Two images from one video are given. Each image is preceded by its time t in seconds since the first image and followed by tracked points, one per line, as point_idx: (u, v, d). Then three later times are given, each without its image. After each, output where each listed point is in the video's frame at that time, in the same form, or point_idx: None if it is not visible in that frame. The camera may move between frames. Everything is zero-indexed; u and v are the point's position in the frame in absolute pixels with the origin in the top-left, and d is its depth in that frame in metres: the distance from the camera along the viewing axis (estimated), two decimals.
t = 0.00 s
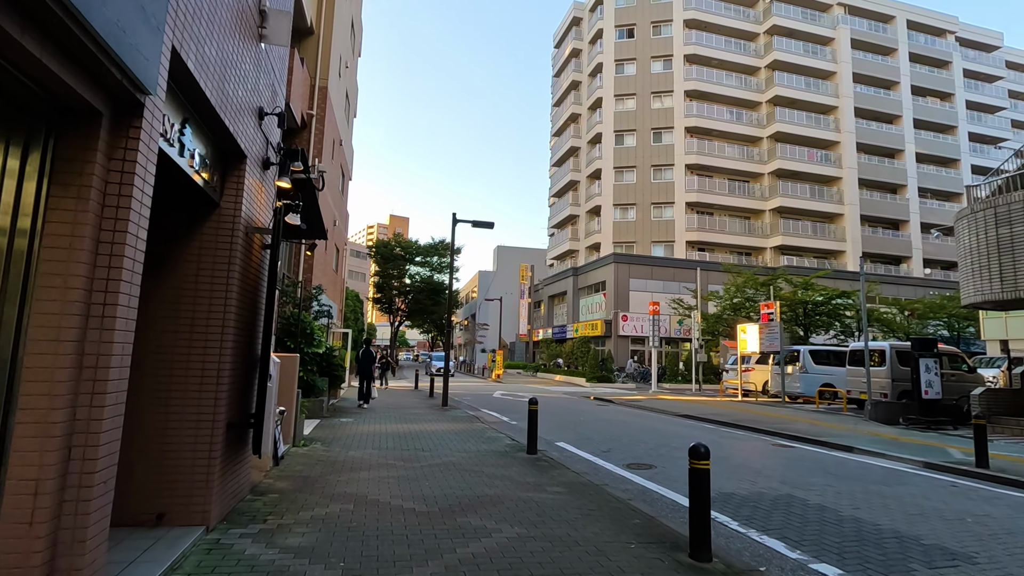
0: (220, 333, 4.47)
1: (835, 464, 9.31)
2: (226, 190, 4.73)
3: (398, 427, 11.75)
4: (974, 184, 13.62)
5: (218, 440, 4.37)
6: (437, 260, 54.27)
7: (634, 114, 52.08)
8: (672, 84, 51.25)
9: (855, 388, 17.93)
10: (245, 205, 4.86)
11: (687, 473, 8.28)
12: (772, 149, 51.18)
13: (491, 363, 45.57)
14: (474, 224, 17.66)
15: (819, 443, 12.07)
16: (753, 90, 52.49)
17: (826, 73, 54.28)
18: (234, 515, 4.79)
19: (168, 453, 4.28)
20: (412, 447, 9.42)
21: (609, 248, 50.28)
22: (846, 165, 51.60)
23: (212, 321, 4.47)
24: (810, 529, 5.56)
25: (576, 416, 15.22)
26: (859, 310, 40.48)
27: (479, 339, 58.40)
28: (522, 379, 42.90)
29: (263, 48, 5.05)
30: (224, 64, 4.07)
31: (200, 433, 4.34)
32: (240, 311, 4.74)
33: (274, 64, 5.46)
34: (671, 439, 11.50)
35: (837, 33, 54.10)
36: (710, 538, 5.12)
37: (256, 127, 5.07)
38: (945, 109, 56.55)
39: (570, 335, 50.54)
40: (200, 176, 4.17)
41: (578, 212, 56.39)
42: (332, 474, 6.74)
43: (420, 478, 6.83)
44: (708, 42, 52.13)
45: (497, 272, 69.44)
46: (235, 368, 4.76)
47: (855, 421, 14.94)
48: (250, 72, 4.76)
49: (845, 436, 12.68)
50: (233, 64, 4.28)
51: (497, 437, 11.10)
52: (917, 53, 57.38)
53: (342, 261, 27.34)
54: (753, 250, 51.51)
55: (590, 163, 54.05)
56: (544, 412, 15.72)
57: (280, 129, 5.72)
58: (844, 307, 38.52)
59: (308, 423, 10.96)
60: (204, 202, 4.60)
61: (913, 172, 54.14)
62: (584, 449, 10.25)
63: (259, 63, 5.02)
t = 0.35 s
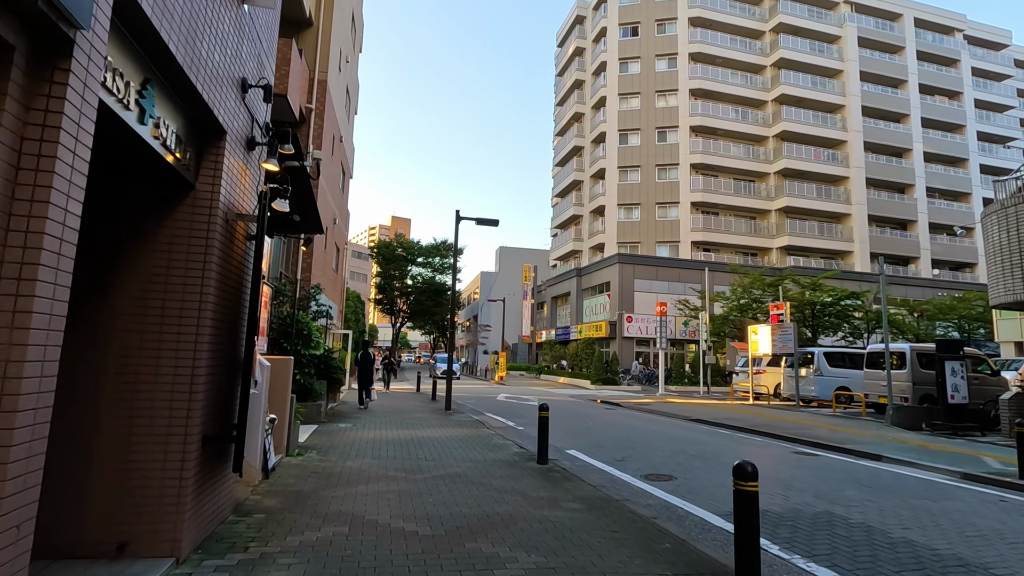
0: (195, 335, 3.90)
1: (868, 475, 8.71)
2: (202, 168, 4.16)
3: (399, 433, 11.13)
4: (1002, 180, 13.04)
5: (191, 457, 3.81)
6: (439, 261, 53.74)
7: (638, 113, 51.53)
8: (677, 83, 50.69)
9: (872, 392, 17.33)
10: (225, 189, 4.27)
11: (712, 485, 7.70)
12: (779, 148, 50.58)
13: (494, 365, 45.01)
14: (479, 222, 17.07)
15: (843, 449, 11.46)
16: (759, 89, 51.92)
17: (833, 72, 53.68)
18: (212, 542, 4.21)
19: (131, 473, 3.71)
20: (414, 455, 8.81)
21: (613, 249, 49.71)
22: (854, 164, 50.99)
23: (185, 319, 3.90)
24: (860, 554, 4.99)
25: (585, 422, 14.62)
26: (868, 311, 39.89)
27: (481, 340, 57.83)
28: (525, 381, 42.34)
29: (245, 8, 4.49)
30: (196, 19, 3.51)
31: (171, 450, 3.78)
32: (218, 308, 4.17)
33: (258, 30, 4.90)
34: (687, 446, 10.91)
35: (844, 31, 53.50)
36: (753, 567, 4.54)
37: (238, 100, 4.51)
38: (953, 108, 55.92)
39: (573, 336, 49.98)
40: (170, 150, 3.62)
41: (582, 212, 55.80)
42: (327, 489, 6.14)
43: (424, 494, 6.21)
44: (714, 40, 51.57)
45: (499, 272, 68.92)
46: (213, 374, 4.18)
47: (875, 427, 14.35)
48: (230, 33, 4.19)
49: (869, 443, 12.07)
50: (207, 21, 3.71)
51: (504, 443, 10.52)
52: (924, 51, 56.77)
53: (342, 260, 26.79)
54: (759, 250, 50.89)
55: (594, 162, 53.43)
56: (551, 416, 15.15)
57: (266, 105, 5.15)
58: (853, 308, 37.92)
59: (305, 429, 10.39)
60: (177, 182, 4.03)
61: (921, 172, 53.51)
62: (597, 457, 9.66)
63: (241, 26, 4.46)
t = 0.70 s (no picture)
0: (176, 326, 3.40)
1: (912, 482, 8.09)
2: (184, 135, 3.63)
3: (406, 436, 10.59)
4: None
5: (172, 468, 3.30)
6: (445, 261, 53.32)
7: (646, 111, 50.89)
8: (686, 80, 50.05)
9: (898, 393, 16.66)
10: (212, 160, 3.75)
11: (746, 494, 7.11)
12: (790, 145, 49.80)
13: (502, 366, 44.49)
14: (488, 218, 16.51)
15: (876, 452, 10.83)
16: (769, 86, 51.16)
17: (844, 68, 52.85)
18: (196, 564, 3.69)
19: (99, 486, 3.22)
20: (422, 460, 8.23)
21: (622, 248, 49.08)
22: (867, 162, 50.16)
23: (163, 307, 3.40)
24: None
25: (600, 425, 14.01)
26: (884, 311, 39.06)
27: (488, 341, 57.29)
28: (533, 382, 41.77)
29: None
30: None
31: (146, 461, 3.26)
32: (204, 297, 3.68)
33: None
34: (710, 450, 10.30)
35: (856, 26, 52.67)
36: None
37: (227, 61, 3.98)
38: (967, 104, 54.93)
39: (581, 337, 49.38)
40: (146, 115, 3.14)
41: (589, 211, 55.18)
42: (328, 500, 5.59)
43: (435, 506, 5.65)
44: (723, 36, 50.87)
45: (506, 273, 68.41)
46: (199, 370, 3.67)
47: (905, 429, 13.70)
48: None
49: (903, 446, 11.44)
50: None
51: (518, 447, 9.98)
52: (938, 47, 55.84)
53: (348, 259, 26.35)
54: (770, 249, 50.09)
55: (601, 161, 52.82)
56: (565, 419, 14.59)
57: (260, 73, 4.63)
58: (868, 307, 37.15)
59: (308, 432, 9.87)
60: (156, 154, 3.52)
61: (935, 169, 52.58)
62: (618, 463, 9.08)
63: None
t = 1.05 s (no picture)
0: (154, 325, 2.88)
1: (963, 493, 7.46)
2: (163, 100, 3.09)
3: (415, 441, 10.05)
4: None
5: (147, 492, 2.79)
6: (451, 260, 52.86)
7: (655, 106, 50.14)
8: (695, 74, 49.26)
9: (926, 394, 15.97)
10: (195, 134, 3.22)
11: (788, 506, 6.50)
12: (802, 140, 48.94)
13: (510, 365, 44.03)
14: (498, 212, 15.92)
15: (913, 458, 10.17)
16: (780, 79, 50.27)
17: (857, 61, 51.87)
18: None
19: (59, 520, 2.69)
20: (433, 468, 7.69)
21: (630, 245, 48.43)
22: (880, 157, 49.46)
23: (137, 304, 2.88)
24: None
25: (616, 428, 13.41)
26: (900, 308, 38.24)
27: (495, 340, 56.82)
28: (541, 382, 41.21)
29: None
30: None
31: (116, 484, 2.75)
32: (186, 290, 3.15)
33: None
34: (738, 456, 9.69)
35: (869, 18, 51.67)
36: None
37: (216, 18, 3.44)
38: (983, 96, 53.82)
39: (589, 336, 48.76)
40: (115, 73, 2.62)
41: (597, 208, 54.51)
42: (330, 520, 5.04)
43: (450, 525, 5.07)
44: (733, 29, 50.02)
45: (513, 271, 67.93)
46: (181, 375, 3.15)
47: (937, 432, 13.05)
48: None
49: (940, 451, 10.78)
50: None
51: (534, 453, 9.41)
52: (953, 38, 54.77)
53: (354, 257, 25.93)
54: (781, 246, 49.32)
55: (609, 157, 52.11)
56: (580, 422, 14.01)
57: (252, 37, 4.09)
58: (884, 305, 36.39)
59: (312, 438, 9.35)
60: (127, 122, 2.99)
61: (950, 163, 51.56)
62: (641, 471, 8.49)
63: None
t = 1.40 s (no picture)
0: (96, 319, 2.47)
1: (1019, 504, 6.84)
2: (110, 37, 2.62)
3: (421, 444, 9.51)
4: None
5: (85, 516, 2.38)
6: (455, 258, 52.37)
7: (662, 102, 49.45)
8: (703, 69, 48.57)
9: (953, 395, 15.30)
10: (150, 84, 2.75)
11: (834, 520, 5.89)
12: (811, 136, 48.15)
13: (515, 365, 43.48)
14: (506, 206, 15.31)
15: (952, 464, 9.52)
16: (789, 74, 49.50)
17: (868, 55, 51.05)
18: None
19: None
20: (439, 474, 7.17)
21: (637, 243, 47.80)
22: (892, 152, 48.56)
23: (75, 287, 2.47)
24: None
25: (631, 431, 12.77)
26: (914, 306, 37.47)
27: (500, 339, 56.29)
28: (547, 381, 40.59)
29: None
30: None
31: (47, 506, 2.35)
32: (138, 274, 2.72)
33: None
34: (765, 462, 9.05)
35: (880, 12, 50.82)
36: None
37: None
38: (997, 91, 52.86)
39: (596, 335, 48.10)
40: None
41: (603, 206, 53.85)
42: (325, 540, 4.42)
43: (462, 548, 4.43)
44: (741, 23, 49.29)
45: (518, 270, 67.37)
46: (131, 376, 2.74)
47: (969, 436, 12.38)
48: None
49: (979, 457, 10.12)
50: None
51: (547, 458, 8.80)
52: (965, 32, 53.84)
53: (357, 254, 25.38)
54: (791, 243, 48.55)
55: (616, 154, 51.42)
56: (592, 424, 13.42)
57: None
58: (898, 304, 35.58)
59: (310, 442, 8.77)
60: (67, 62, 2.56)
61: (963, 159, 50.62)
62: (665, 479, 7.88)
63: None
